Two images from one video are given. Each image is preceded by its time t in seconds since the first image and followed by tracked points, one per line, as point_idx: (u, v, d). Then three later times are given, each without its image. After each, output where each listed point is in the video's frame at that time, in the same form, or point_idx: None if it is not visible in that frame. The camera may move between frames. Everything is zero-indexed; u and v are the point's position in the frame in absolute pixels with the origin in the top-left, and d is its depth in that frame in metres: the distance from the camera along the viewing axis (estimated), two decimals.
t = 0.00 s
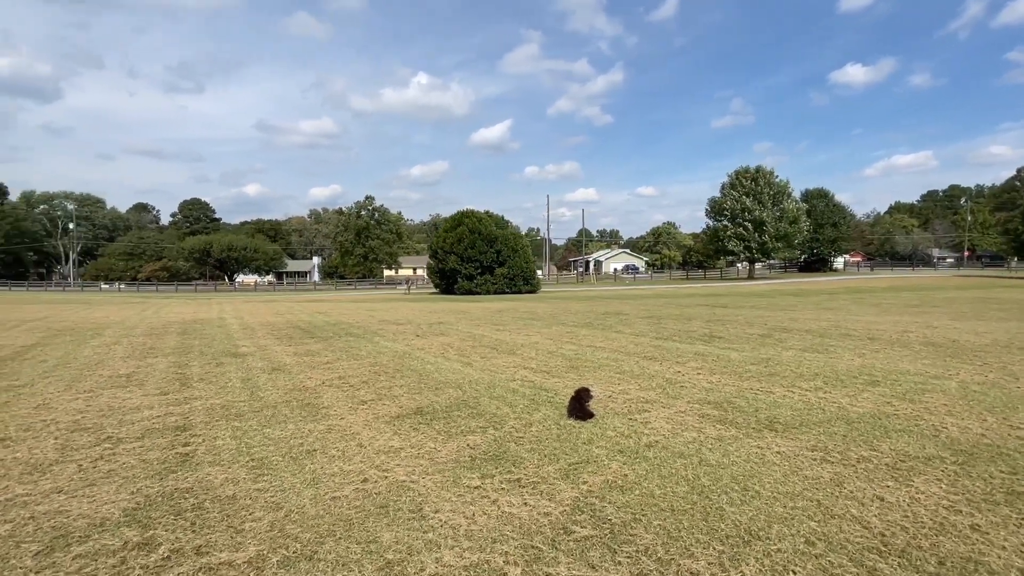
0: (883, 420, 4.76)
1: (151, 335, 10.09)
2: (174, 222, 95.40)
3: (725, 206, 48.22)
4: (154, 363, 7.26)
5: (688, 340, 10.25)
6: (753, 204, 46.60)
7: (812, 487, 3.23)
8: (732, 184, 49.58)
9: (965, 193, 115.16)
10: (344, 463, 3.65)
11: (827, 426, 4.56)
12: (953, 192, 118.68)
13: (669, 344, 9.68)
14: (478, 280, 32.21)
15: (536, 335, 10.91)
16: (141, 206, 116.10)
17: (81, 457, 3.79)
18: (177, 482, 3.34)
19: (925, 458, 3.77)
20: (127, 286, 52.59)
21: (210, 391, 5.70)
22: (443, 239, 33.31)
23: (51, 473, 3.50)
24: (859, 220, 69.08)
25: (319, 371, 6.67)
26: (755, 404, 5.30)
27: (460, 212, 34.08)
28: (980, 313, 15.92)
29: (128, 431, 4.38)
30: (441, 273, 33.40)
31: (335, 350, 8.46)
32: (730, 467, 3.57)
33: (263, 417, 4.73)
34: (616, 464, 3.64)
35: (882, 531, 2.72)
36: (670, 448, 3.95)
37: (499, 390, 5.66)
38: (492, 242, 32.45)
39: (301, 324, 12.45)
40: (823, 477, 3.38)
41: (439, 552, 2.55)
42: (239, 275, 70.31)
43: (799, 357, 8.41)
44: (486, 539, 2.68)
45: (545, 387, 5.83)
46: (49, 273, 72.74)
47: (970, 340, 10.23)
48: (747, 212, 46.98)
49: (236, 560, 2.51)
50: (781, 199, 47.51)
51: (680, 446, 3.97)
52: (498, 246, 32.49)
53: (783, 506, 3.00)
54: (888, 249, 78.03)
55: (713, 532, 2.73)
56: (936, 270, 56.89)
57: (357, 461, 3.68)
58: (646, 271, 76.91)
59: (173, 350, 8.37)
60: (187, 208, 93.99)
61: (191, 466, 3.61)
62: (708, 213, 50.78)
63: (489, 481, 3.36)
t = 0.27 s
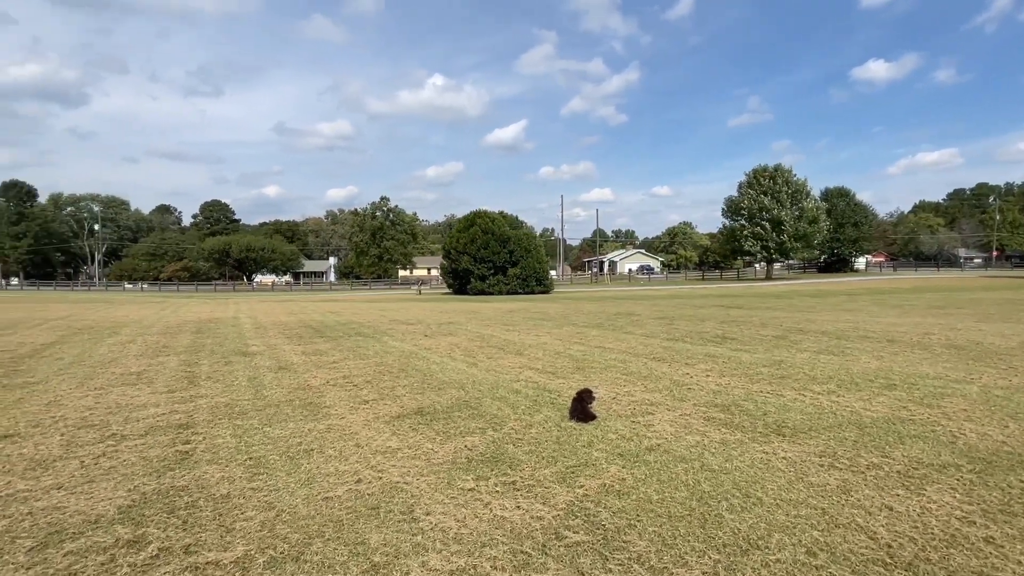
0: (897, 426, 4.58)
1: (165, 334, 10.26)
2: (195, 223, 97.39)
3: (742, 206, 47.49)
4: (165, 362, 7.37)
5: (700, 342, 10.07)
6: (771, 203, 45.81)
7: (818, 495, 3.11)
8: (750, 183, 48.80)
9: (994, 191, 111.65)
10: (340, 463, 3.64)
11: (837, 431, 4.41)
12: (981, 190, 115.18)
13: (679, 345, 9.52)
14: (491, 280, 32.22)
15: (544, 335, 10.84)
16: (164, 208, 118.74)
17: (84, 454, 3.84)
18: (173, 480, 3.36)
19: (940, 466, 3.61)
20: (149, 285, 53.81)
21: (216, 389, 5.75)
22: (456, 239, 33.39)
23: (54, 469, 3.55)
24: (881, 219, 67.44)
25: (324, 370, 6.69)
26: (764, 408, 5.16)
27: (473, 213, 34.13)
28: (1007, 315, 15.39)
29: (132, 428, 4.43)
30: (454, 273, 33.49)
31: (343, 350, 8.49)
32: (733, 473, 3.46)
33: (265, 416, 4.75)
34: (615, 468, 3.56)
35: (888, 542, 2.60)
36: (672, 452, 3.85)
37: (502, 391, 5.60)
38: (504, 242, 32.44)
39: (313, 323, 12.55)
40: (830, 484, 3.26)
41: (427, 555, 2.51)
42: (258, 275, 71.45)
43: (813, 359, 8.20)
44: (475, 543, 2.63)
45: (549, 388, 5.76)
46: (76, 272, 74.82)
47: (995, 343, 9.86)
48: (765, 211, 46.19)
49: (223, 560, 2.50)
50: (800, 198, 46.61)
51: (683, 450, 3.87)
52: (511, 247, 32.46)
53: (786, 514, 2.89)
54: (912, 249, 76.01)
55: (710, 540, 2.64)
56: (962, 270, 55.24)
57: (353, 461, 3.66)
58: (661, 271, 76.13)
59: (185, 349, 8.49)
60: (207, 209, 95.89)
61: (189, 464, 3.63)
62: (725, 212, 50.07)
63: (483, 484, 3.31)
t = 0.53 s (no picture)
0: (912, 432, 4.39)
1: (179, 333, 10.43)
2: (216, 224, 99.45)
3: (759, 205, 46.70)
4: (175, 360, 7.48)
5: (711, 343, 9.88)
6: (790, 202, 44.94)
7: (820, 504, 2.99)
8: (768, 182, 47.98)
9: None
10: (334, 463, 3.62)
11: (847, 437, 4.25)
12: (1012, 188, 111.45)
13: (689, 347, 9.35)
14: (504, 281, 32.22)
15: (553, 336, 10.75)
16: (186, 209, 121.39)
17: (85, 450, 3.89)
18: (168, 478, 3.37)
19: (954, 475, 3.45)
20: (171, 285, 55.05)
21: (221, 387, 5.80)
22: (469, 240, 33.46)
23: (54, 465, 3.59)
24: (906, 218, 65.69)
25: (328, 370, 6.70)
26: (771, 411, 5.01)
27: (486, 213, 34.16)
28: None
29: (134, 425, 4.47)
30: (467, 273, 33.56)
31: (350, 349, 8.53)
32: (732, 479, 3.34)
33: (266, 414, 4.77)
34: (611, 472, 3.48)
35: (894, 557, 2.46)
36: (671, 456, 3.75)
37: (504, 392, 5.54)
38: (517, 243, 32.40)
39: (323, 323, 12.65)
40: (835, 493, 3.12)
41: (410, 559, 2.46)
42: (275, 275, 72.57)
43: (828, 362, 7.96)
44: (461, 548, 2.57)
45: (551, 389, 5.68)
46: (102, 272, 76.94)
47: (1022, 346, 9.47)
48: (783, 210, 45.35)
49: (206, 560, 2.47)
50: (819, 197, 45.64)
51: (683, 455, 3.75)
52: (524, 247, 32.41)
53: (786, 523, 2.77)
54: (938, 249, 73.89)
55: (703, 549, 2.54)
56: (991, 271, 53.46)
57: (347, 462, 3.63)
58: (677, 272, 75.30)
59: (196, 347, 8.61)
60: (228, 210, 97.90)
61: (185, 462, 3.65)
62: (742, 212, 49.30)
63: (475, 487, 3.25)
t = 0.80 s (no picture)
0: (919, 435, 4.28)
1: (194, 331, 10.67)
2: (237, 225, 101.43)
3: (778, 204, 45.90)
4: (188, 357, 7.66)
5: (721, 343, 9.75)
6: (809, 200, 44.07)
7: (814, 505, 2.94)
8: (787, 180, 47.13)
9: None
10: (330, 458, 3.68)
11: (850, 439, 4.16)
12: None
13: (698, 347, 9.24)
14: (517, 281, 32.24)
15: (561, 335, 10.72)
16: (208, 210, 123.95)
17: (94, 442, 4.02)
18: (170, 470, 3.46)
19: (958, 478, 3.36)
20: (193, 284, 56.32)
21: (229, 384, 5.93)
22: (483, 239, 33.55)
23: (63, 457, 3.72)
24: (931, 217, 63.88)
25: (335, 367, 6.80)
26: (775, 412, 4.93)
27: (500, 213, 34.21)
28: None
29: (143, 419, 4.60)
30: (480, 273, 33.64)
31: (358, 347, 8.63)
32: (726, 479, 3.31)
33: (269, 410, 4.86)
34: (604, 470, 3.47)
35: (885, 561, 2.41)
36: (666, 455, 3.72)
37: (505, 390, 5.56)
38: (531, 243, 32.39)
39: (335, 321, 12.82)
40: (830, 495, 3.07)
41: (395, 553, 2.50)
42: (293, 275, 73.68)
43: (840, 363, 7.80)
44: (446, 543, 2.59)
45: (553, 388, 5.67)
46: (128, 272, 79.04)
47: None
48: (802, 209, 44.49)
49: (199, 549, 2.54)
50: (840, 195, 44.67)
51: (679, 455, 3.72)
52: (537, 247, 32.38)
53: (776, 524, 2.74)
54: (965, 249, 71.71)
55: (689, 549, 2.52)
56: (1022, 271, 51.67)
57: (344, 457, 3.69)
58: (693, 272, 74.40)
59: (209, 344, 8.81)
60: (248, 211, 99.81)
61: (187, 455, 3.74)
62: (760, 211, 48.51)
63: (467, 483, 3.27)
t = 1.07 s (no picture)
0: (923, 438, 4.19)
1: (209, 328, 10.93)
2: (257, 225, 103.31)
3: (796, 202, 45.08)
4: (200, 354, 7.85)
5: (730, 344, 9.63)
6: (829, 198, 43.15)
7: (804, 507, 2.90)
8: (805, 178, 46.28)
9: None
10: (326, 453, 3.74)
11: (850, 441, 4.09)
12: None
13: (706, 347, 9.14)
14: (530, 280, 32.24)
15: (568, 335, 10.70)
16: (229, 211, 126.46)
17: (102, 436, 4.15)
18: (171, 463, 3.57)
19: (957, 483, 3.28)
20: (213, 283, 57.56)
21: (236, 380, 6.07)
22: (495, 239, 33.62)
23: (71, 449, 3.85)
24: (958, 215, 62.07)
25: (340, 365, 6.90)
26: (776, 414, 4.87)
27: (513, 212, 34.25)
28: None
29: (151, 414, 4.74)
30: (493, 273, 33.70)
31: (365, 345, 8.74)
32: (717, 480, 3.28)
33: (272, 406, 4.96)
34: (596, 469, 3.47)
35: (869, 565, 2.37)
36: (659, 455, 3.70)
37: (505, 389, 5.58)
38: (543, 242, 32.36)
39: (346, 320, 13.00)
40: (822, 497, 3.02)
41: (378, 547, 2.54)
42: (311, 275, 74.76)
43: (850, 364, 7.65)
44: (430, 538, 2.63)
45: (553, 387, 5.67)
46: (152, 271, 81.05)
47: None
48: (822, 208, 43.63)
49: (191, 540, 2.62)
50: (861, 193, 43.69)
51: (672, 455, 3.70)
52: (550, 246, 32.34)
53: (762, 526, 2.71)
54: (994, 248, 69.53)
55: (670, 549, 2.52)
56: None
57: (339, 453, 3.75)
58: (710, 272, 73.49)
59: (221, 342, 9.01)
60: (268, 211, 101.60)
61: (189, 449, 3.85)
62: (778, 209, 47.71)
63: (456, 480, 3.30)
